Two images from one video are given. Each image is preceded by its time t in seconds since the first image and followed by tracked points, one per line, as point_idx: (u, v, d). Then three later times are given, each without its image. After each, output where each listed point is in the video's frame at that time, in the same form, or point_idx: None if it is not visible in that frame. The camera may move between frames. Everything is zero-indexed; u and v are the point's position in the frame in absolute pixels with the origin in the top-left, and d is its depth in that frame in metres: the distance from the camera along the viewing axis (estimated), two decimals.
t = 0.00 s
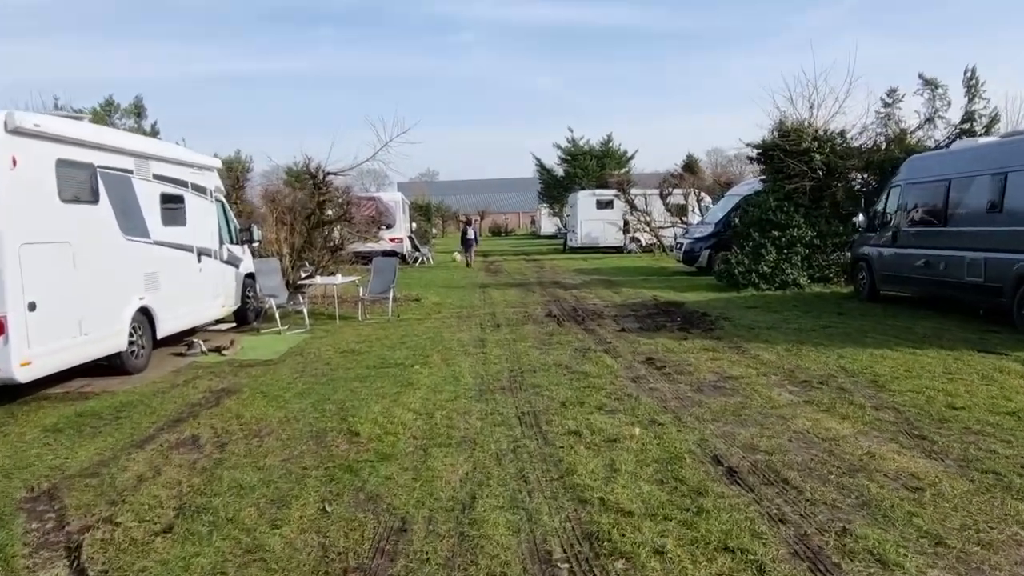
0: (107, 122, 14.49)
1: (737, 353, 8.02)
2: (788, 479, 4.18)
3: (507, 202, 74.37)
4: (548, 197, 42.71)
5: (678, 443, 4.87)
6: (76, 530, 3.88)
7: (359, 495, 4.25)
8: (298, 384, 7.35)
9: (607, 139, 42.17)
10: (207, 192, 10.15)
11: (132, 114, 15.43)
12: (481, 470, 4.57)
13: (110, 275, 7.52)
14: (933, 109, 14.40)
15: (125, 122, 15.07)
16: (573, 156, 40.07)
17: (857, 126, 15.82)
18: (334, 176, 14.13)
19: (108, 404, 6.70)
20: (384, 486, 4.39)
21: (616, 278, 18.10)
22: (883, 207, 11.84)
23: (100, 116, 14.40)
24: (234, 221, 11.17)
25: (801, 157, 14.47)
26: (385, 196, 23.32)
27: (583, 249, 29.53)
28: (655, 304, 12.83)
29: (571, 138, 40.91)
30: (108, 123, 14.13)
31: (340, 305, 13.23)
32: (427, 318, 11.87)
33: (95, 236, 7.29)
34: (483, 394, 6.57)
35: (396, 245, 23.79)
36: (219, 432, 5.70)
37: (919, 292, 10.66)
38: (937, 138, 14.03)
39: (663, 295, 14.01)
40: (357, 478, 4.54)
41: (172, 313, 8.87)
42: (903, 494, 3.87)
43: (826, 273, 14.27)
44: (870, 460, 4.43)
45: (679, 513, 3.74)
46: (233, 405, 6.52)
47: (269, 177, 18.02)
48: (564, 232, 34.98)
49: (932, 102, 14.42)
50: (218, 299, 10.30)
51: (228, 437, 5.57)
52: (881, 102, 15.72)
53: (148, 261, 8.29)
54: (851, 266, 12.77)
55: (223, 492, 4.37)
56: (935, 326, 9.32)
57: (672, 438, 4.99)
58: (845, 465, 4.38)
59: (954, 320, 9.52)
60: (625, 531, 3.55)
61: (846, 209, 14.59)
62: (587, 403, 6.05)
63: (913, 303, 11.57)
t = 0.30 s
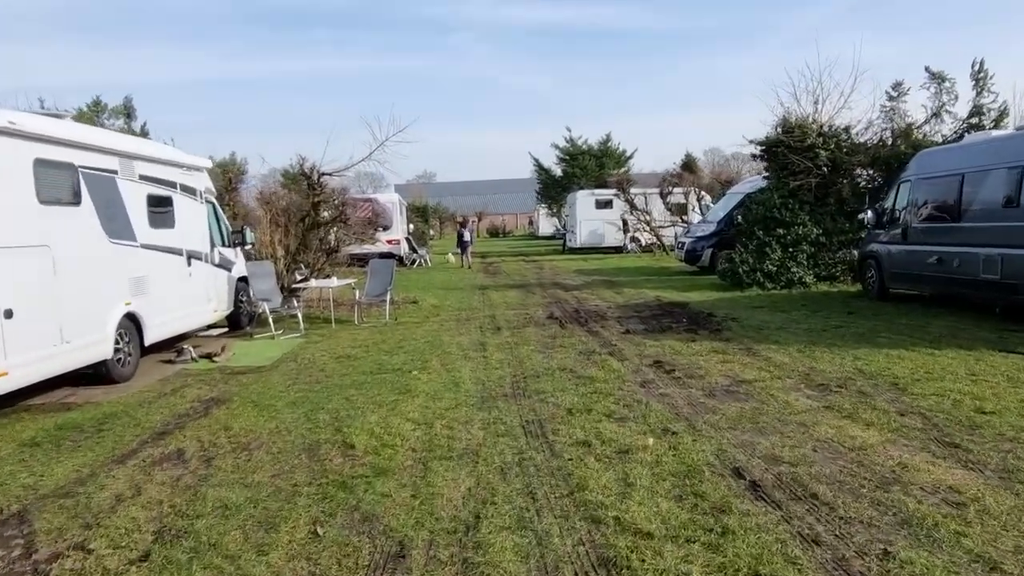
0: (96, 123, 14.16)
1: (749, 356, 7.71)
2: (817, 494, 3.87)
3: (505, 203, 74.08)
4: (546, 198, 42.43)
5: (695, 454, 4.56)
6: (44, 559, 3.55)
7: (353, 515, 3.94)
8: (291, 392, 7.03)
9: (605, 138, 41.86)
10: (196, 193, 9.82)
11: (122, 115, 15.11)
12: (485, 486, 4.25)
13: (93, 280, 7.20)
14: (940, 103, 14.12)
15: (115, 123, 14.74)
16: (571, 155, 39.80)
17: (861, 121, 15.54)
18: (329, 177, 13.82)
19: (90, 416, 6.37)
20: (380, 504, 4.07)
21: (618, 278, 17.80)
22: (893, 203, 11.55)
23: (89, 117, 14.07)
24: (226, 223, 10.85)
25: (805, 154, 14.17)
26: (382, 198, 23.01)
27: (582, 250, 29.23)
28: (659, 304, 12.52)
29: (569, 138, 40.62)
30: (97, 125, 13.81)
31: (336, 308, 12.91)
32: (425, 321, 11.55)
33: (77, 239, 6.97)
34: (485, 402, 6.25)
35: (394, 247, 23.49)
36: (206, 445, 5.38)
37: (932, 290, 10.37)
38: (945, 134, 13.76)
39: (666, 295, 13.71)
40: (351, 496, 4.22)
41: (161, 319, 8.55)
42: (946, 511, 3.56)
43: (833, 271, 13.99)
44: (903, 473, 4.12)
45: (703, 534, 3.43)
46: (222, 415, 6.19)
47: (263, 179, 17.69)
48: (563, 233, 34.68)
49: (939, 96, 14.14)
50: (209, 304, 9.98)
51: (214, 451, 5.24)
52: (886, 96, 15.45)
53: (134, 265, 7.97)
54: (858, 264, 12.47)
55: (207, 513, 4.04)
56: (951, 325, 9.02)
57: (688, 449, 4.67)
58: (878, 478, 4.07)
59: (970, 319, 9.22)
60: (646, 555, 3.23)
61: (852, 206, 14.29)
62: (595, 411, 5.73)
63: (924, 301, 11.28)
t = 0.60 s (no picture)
0: (89, 124, 13.84)
1: (765, 361, 7.35)
2: (856, 518, 3.52)
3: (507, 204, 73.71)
4: (549, 198, 42.06)
5: (717, 472, 4.21)
6: None
7: (346, 544, 3.60)
8: (284, 402, 6.68)
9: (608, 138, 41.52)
10: (188, 195, 9.49)
11: (116, 115, 14.80)
12: (490, 510, 3.91)
13: (78, 285, 6.87)
14: (952, 99, 13.76)
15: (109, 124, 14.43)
16: (574, 155, 39.44)
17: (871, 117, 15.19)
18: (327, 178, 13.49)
19: (72, 430, 6.04)
20: (376, 530, 3.73)
21: (622, 280, 17.45)
22: (908, 201, 11.19)
23: (81, 117, 13.76)
24: (220, 226, 10.52)
25: (815, 151, 13.79)
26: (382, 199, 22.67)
27: (585, 251, 28.87)
28: (667, 306, 12.16)
29: (572, 138, 40.26)
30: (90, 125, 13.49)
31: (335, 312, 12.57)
32: (425, 325, 11.21)
33: (60, 242, 6.64)
34: (488, 413, 5.90)
35: (394, 248, 23.15)
36: (191, 462, 5.04)
37: (949, 291, 10.01)
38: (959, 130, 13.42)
39: (673, 297, 13.35)
40: (345, 521, 3.87)
41: (151, 325, 8.22)
42: (1002, 540, 3.21)
43: (844, 271, 13.65)
44: (947, 493, 3.77)
45: (733, 568, 3.09)
46: (211, 429, 5.86)
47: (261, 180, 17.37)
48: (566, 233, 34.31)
49: (952, 92, 13.79)
50: (203, 309, 9.65)
51: (199, 469, 4.90)
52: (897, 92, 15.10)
53: (122, 269, 7.64)
54: (871, 265, 12.11)
55: (187, 542, 3.70)
56: (973, 328, 8.67)
57: (708, 466, 4.31)
58: (920, 499, 3.71)
59: (992, 321, 8.86)
60: None
61: (864, 204, 13.94)
62: (606, 422, 5.39)
63: (941, 302, 10.93)
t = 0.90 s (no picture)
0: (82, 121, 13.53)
1: (782, 366, 7.02)
2: (900, 545, 3.19)
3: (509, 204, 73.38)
4: (551, 198, 41.75)
5: (741, 490, 3.88)
6: None
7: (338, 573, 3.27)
8: (278, 410, 6.36)
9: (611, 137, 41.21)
10: (180, 193, 9.17)
11: (111, 113, 14.49)
12: (496, 533, 3.58)
13: (62, 287, 6.56)
14: (967, 95, 13.42)
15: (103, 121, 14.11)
16: (576, 154, 39.13)
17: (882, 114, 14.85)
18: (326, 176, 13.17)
19: (53, 440, 5.71)
20: (371, 556, 3.41)
21: (628, 281, 17.11)
22: (924, 199, 10.86)
23: (74, 114, 13.45)
24: (214, 225, 10.20)
25: (826, 149, 13.46)
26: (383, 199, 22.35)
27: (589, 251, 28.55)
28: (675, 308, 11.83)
29: (575, 137, 39.94)
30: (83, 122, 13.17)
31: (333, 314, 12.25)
32: (426, 327, 10.88)
33: (43, 241, 6.33)
34: (493, 422, 5.58)
35: (395, 249, 22.83)
36: (176, 477, 4.72)
37: (968, 292, 9.67)
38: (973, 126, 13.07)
39: (681, 298, 13.02)
40: (337, 545, 3.55)
41: (141, 329, 7.90)
42: None
43: (856, 272, 13.32)
44: (998, 516, 3.43)
45: None
46: (199, 439, 5.53)
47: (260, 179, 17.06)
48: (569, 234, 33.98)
49: (966, 87, 13.45)
50: (196, 311, 9.33)
51: (184, 485, 4.58)
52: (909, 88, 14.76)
53: (110, 271, 7.32)
54: (885, 265, 11.77)
55: (164, 570, 3.38)
56: (996, 330, 8.32)
57: (732, 483, 3.98)
58: (969, 523, 3.38)
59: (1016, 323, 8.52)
60: None
61: (875, 204, 13.60)
62: (618, 433, 5.05)
63: (959, 304, 10.59)
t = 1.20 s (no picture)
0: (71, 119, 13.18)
1: (795, 375, 6.70)
2: None
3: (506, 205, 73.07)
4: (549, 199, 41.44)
5: (767, 517, 3.55)
6: None
7: None
8: (266, 421, 6.02)
9: (610, 138, 40.87)
10: (168, 193, 8.82)
11: (100, 111, 14.14)
12: (500, 567, 3.25)
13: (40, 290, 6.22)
14: (977, 94, 13.11)
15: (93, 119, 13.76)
16: (575, 155, 38.82)
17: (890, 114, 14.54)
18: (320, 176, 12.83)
19: (26, 454, 5.38)
20: None
21: (629, 283, 16.79)
22: (936, 200, 10.55)
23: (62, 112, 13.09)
24: (204, 226, 9.86)
25: (833, 149, 13.15)
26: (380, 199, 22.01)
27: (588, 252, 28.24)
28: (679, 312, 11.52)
29: (573, 138, 39.64)
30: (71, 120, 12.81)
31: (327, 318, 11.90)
32: (423, 332, 10.54)
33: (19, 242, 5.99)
34: (494, 436, 5.25)
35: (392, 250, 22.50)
36: (154, 497, 4.39)
37: (984, 296, 9.36)
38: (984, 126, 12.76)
39: (684, 302, 12.71)
40: None
41: (125, 334, 7.56)
42: None
43: (863, 275, 13.02)
44: None
45: None
46: (182, 454, 5.20)
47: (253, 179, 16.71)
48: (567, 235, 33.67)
49: (976, 86, 13.14)
50: (185, 315, 8.98)
51: (162, 506, 4.25)
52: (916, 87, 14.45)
53: (91, 273, 6.98)
54: (895, 268, 11.46)
55: None
56: (1015, 337, 8.02)
57: (756, 509, 3.65)
58: None
59: None
60: None
61: (883, 205, 13.29)
62: (628, 450, 4.72)
63: (972, 308, 10.28)
